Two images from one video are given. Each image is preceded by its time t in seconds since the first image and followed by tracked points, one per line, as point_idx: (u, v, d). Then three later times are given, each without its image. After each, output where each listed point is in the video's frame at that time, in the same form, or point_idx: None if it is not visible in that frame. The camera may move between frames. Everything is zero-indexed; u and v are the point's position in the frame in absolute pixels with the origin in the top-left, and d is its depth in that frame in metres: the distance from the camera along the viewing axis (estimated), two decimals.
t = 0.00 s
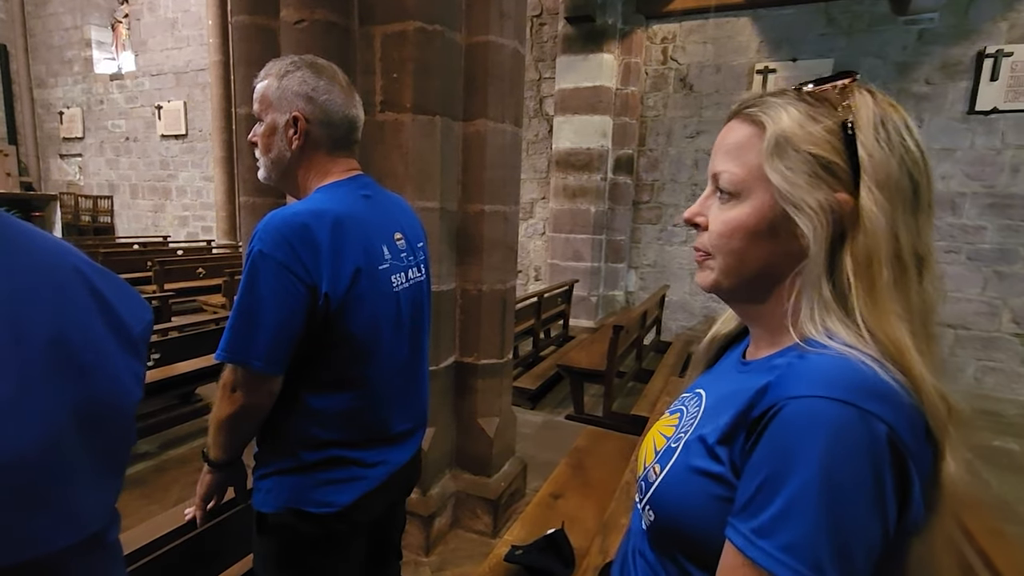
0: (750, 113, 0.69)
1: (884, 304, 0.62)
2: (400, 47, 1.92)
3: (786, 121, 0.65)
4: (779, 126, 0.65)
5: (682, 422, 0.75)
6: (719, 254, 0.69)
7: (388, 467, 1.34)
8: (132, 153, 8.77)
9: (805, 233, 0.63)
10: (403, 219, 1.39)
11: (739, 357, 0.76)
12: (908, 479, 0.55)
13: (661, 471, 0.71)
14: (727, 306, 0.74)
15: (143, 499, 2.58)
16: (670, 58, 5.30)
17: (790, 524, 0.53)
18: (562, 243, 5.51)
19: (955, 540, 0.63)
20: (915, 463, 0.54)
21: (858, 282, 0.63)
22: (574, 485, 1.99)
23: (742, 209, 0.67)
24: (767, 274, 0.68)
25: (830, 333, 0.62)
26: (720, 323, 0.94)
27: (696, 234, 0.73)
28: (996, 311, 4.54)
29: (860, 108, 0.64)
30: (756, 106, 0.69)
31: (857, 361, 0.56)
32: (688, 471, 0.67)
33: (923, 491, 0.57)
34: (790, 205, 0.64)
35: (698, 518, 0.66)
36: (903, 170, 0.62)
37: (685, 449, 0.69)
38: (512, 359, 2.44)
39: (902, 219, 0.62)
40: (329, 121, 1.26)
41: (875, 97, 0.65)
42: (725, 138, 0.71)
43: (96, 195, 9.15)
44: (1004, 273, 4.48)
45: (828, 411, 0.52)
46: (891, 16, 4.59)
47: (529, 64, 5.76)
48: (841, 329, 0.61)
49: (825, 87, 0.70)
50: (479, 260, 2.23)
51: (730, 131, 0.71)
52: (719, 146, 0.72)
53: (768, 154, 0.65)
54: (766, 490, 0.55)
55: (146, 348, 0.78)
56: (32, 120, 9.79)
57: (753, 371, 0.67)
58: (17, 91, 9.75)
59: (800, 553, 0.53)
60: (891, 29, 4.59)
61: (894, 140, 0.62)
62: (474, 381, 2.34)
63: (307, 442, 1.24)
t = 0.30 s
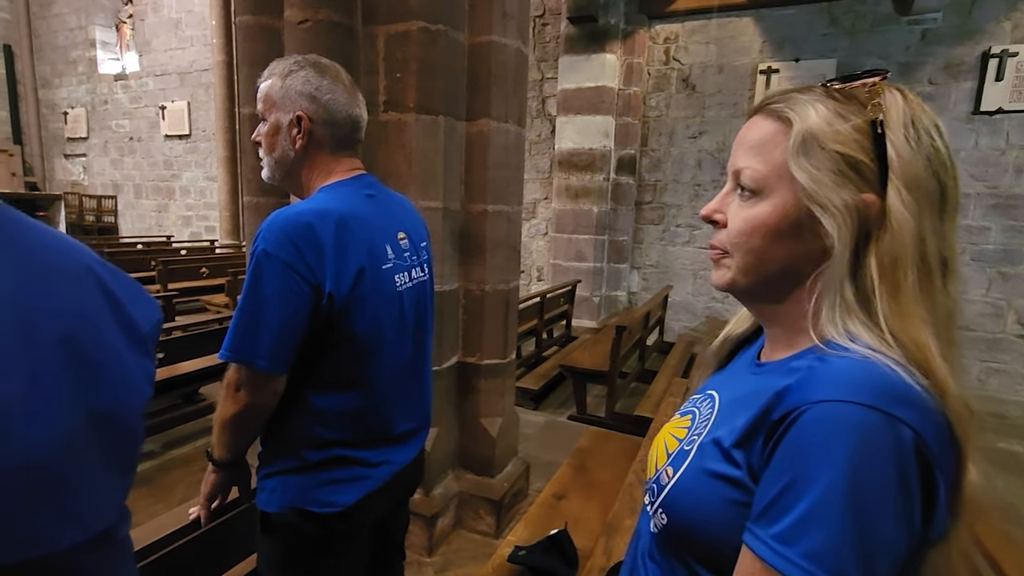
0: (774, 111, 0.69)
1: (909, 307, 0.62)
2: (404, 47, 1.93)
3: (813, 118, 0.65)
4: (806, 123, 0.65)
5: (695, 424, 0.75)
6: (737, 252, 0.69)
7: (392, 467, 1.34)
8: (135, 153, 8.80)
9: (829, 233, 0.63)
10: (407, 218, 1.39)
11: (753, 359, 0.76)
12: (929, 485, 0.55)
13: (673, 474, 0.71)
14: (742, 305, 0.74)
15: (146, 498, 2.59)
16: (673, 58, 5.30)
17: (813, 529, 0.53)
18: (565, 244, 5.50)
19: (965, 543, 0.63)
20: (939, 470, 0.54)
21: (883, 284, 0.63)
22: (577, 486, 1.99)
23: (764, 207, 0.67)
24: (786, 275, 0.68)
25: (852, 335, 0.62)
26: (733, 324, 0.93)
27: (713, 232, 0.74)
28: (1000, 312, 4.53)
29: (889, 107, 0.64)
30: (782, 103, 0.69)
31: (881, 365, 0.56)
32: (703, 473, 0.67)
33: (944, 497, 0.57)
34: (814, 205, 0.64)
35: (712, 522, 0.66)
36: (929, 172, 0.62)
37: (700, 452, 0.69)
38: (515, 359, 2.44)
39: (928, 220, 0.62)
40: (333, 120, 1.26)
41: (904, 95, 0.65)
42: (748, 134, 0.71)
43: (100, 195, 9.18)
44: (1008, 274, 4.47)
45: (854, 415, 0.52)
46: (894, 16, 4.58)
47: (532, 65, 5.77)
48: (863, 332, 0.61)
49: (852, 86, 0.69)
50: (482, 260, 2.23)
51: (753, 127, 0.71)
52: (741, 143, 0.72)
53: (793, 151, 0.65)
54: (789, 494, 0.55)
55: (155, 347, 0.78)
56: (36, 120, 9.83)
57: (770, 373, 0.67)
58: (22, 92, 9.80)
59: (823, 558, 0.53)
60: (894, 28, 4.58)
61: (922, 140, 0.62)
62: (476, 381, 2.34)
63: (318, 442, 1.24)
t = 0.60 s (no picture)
0: (787, 110, 0.69)
1: (930, 309, 0.61)
2: (410, 47, 1.93)
3: (826, 117, 0.65)
4: (818, 121, 0.65)
5: (709, 428, 0.74)
6: (750, 254, 0.69)
7: (398, 467, 1.35)
8: (143, 154, 8.86)
9: (845, 233, 0.63)
10: (413, 219, 1.40)
11: (769, 363, 0.75)
12: (951, 490, 0.54)
13: (687, 478, 0.71)
14: (756, 307, 0.74)
15: (153, 496, 2.61)
16: (678, 58, 5.29)
17: (830, 536, 0.53)
18: (570, 244, 5.48)
19: (986, 551, 0.61)
20: (960, 475, 0.54)
21: (902, 286, 0.62)
22: (583, 487, 1.99)
23: (777, 207, 0.67)
24: (801, 277, 0.68)
25: (870, 339, 0.61)
26: (749, 327, 0.93)
27: (726, 233, 0.74)
28: (1009, 313, 4.49)
29: (906, 103, 0.64)
30: (795, 101, 0.69)
31: (900, 368, 0.56)
32: (717, 479, 0.67)
33: (967, 503, 0.56)
34: (829, 205, 0.63)
35: (726, 528, 0.66)
36: (949, 168, 0.62)
37: (714, 457, 0.69)
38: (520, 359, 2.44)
39: (947, 219, 0.62)
40: (340, 120, 1.27)
41: (922, 91, 0.64)
42: (760, 133, 0.71)
43: (108, 196, 9.24)
44: (1018, 274, 4.43)
45: (873, 420, 0.52)
46: (902, 16, 4.56)
47: (537, 65, 5.77)
48: (881, 334, 0.61)
49: (867, 83, 0.69)
50: (487, 261, 2.23)
51: (767, 126, 0.71)
52: (753, 142, 0.72)
53: (806, 150, 0.65)
54: (805, 500, 0.55)
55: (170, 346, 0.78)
56: (45, 121, 9.91)
57: (786, 377, 0.66)
58: (31, 93, 9.87)
59: (841, 566, 0.52)
60: (903, 28, 4.55)
61: (941, 137, 0.62)
62: (481, 381, 2.34)
63: (328, 443, 1.25)
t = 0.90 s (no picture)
0: (801, 108, 0.69)
1: (950, 311, 0.61)
2: (420, 48, 1.94)
3: (841, 114, 0.65)
4: (833, 119, 0.65)
5: (724, 431, 0.75)
6: (765, 256, 0.69)
7: (408, 467, 1.35)
8: (154, 155, 8.95)
9: (861, 234, 0.63)
10: (425, 219, 1.40)
11: (788, 367, 0.75)
12: (966, 498, 0.54)
13: (698, 481, 0.72)
14: (772, 310, 0.74)
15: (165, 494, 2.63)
16: (687, 58, 5.28)
17: (836, 541, 0.53)
18: (578, 245, 5.47)
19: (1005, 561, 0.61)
20: (976, 482, 0.53)
21: (920, 288, 0.62)
22: (591, 487, 1.99)
23: (790, 209, 0.67)
24: (816, 279, 0.67)
25: (885, 342, 0.61)
26: (771, 331, 0.91)
27: (740, 234, 0.74)
28: None
29: (925, 99, 0.63)
30: (809, 99, 0.69)
31: (914, 372, 0.56)
32: (727, 481, 0.67)
33: (984, 510, 0.55)
34: (845, 205, 0.63)
35: (735, 532, 0.66)
36: (970, 164, 0.61)
37: (725, 460, 0.69)
38: (529, 360, 2.44)
39: (967, 218, 0.61)
40: (354, 122, 1.28)
41: (941, 86, 0.64)
42: (775, 133, 0.71)
43: (120, 196, 9.34)
44: None
45: (883, 424, 0.52)
46: (914, 15, 4.52)
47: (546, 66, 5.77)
48: (897, 337, 0.61)
49: (885, 79, 0.68)
50: (496, 261, 2.24)
51: (781, 126, 0.71)
52: (767, 142, 0.72)
53: (820, 149, 0.65)
54: (812, 502, 0.55)
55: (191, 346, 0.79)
56: (59, 123, 10.05)
57: (801, 381, 0.66)
58: (45, 95, 10.00)
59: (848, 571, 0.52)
60: (915, 27, 4.51)
61: (961, 133, 0.61)
62: (489, 381, 2.35)
63: (339, 443, 1.26)
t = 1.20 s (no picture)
0: (820, 104, 0.69)
1: (971, 312, 0.60)
2: (434, 49, 1.95)
3: (861, 110, 0.64)
4: (852, 115, 0.64)
5: (740, 433, 0.74)
6: (781, 255, 0.69)
7: (422, 466, 1.36)
8: (171, 156, 9.08)
9: (879, 232, 0.62)
10: (444, 220, 1.41)
11: (808, 369, 0.74)
12: (982, 505, 0.52)
13: (711, 482, 0.71)
14: (791, 309, 0.73)
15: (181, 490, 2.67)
16: (701, 57, 5.25)
17: (842, 543, 0.52)
18: (590, 245, 5.45)
19: None
20: (993, 489, 0.52)
21: (942, 288, 0.61)
22: (604, 488, 1.98)
23: (808, 206, 0.67)
24: (836, 278, 0.67)
25: (902, 343, 0.60)
26: (793, 333, 0.90)
27: (758, 233, 0.73)
28: None
29: (950, 94, 0.62)
30: (829, 94, 0.69)
31: (929, 375, 0.55)
32: (739, 483, 0.67)
33: (1002, 517, 0.54)
34: (863, 201, 0.62)
35: (747, 533, 0.65)
36: (998, 160, 0.60)
37: (737, 461, 0.69)
38: (541, 360, 2.44)
39: (993, 216, 0.59)
40: (379, 122, 1.29)
41: (968, 80, 0.63)
42: (794, 130, 0.71)
43: (138, 197, 9.49)
44: None
45: (891, 427, 0.51)
46: (934, 11, 4.44)
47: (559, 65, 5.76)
48: (914, 338, 0.60)
49: (909, 73, 0.67)
50: (509, 261, 2.24)
51: (801, 122, 0.71)
52: (787, 139, 0.72)
53: (838, 145, 0.65)
54: (820, 504, 0.55)
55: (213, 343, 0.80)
56: (79, 125, 10.23)
57: (818, 383, 0.66)
58: (65, 97, 10.18)
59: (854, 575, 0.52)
60: (935, 23, 4.44)
61: (988, 128, 0.60)
62: (502, 381, 2.35)
63: (354, 440, 1.27)
